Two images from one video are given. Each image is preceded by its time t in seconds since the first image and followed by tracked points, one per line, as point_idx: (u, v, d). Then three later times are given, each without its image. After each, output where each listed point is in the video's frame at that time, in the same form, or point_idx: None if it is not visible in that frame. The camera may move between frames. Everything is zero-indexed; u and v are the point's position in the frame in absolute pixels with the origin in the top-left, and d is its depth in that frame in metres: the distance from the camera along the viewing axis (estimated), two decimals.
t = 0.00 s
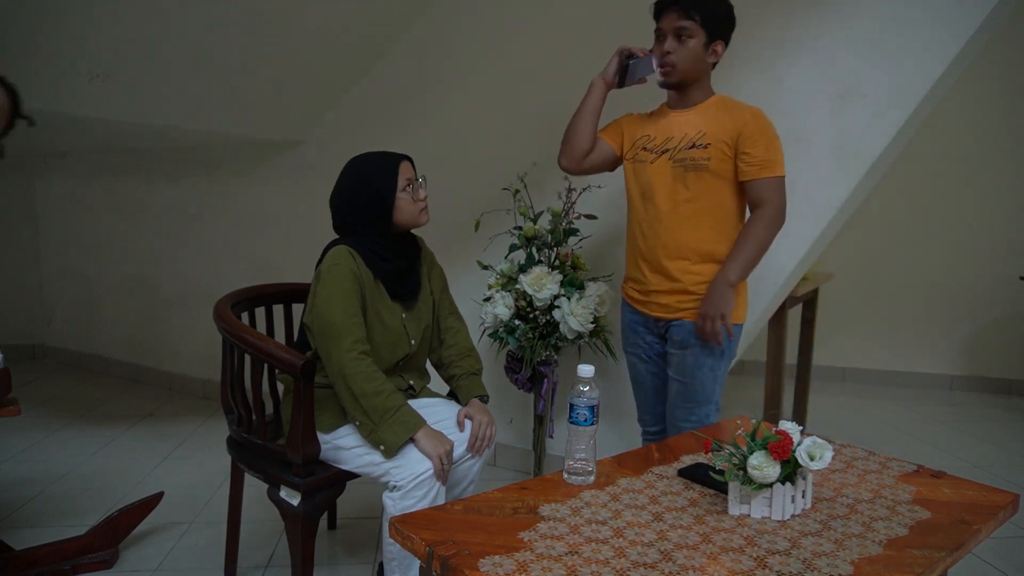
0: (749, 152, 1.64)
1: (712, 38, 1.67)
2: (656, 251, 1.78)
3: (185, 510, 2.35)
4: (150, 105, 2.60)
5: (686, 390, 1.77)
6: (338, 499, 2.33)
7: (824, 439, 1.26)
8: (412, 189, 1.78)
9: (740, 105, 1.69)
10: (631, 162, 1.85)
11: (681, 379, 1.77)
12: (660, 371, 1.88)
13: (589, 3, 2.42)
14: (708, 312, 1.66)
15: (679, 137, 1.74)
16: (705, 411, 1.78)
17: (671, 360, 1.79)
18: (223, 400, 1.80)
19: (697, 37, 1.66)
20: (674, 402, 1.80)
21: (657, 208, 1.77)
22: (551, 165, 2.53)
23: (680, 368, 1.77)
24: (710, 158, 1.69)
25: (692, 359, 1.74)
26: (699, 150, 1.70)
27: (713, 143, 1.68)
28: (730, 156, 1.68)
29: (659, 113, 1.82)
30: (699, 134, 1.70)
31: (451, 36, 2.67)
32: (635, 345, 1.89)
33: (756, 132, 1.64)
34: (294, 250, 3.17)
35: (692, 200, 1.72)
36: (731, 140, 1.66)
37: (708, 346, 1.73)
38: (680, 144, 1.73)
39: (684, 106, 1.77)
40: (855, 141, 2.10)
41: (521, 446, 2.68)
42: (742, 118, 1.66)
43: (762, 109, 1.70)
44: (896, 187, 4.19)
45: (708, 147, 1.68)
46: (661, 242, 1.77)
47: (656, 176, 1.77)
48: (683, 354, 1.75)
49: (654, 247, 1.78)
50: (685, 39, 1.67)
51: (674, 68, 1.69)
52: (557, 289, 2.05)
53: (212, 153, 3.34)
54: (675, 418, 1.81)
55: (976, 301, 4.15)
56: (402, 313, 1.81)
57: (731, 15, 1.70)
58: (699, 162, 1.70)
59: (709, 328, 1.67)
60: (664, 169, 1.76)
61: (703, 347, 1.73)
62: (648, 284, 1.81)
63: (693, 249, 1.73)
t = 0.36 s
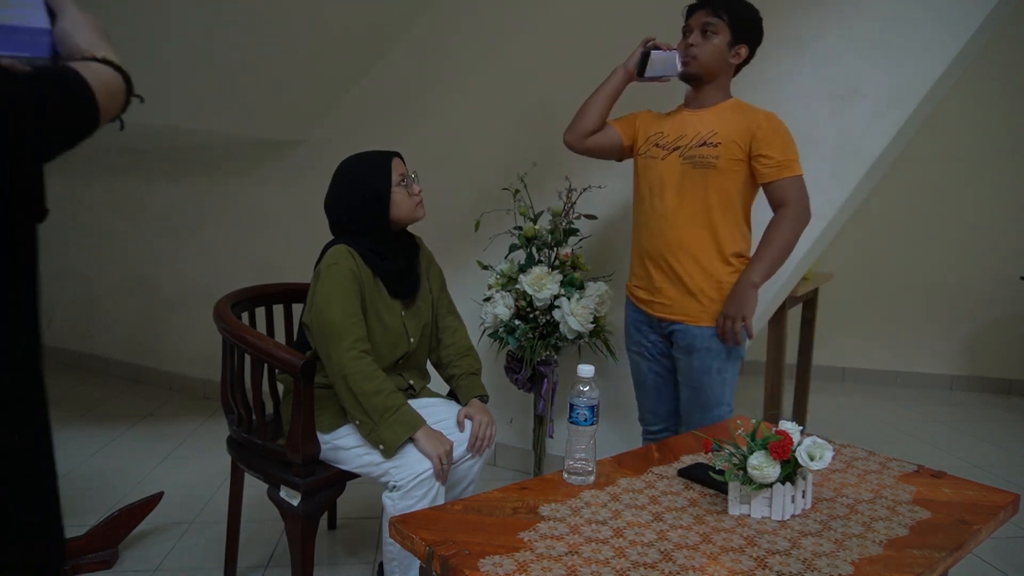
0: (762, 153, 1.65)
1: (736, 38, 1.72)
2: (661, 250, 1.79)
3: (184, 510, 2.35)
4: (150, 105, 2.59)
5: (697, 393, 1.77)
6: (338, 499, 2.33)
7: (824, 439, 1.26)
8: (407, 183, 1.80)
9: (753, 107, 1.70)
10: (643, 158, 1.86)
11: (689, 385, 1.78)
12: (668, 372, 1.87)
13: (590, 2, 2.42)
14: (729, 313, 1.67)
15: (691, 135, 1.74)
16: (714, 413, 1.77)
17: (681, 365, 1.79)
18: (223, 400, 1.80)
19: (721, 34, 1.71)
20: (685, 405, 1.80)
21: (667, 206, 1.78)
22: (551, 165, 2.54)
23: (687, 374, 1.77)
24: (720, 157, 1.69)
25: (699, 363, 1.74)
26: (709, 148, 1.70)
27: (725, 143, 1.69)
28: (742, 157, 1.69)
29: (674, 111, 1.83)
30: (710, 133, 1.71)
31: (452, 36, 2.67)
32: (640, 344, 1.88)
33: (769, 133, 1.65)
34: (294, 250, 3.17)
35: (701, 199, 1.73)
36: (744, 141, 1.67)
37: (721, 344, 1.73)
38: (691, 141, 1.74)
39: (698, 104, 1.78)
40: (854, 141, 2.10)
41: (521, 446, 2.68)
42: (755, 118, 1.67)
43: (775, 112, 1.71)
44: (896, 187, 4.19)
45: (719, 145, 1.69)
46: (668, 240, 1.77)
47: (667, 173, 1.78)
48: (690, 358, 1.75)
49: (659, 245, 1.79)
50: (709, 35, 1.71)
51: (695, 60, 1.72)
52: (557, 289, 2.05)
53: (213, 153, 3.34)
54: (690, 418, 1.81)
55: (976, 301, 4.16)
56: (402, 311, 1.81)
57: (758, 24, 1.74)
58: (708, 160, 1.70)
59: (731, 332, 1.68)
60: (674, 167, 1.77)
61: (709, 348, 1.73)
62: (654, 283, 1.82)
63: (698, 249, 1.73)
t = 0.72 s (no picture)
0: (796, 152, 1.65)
1: (763, 37, 1.70)
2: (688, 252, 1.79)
3: (184, 511, 2.35)
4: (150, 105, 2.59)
5: (726, 393, 1.79)
6: (339, 499, 2.33)
7: (824, 439, 1.26)
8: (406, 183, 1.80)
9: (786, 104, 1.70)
10: (672, 159, 1.87)
11: (717, 384, 1.80)
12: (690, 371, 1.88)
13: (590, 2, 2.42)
14: (765, 307, 1.70)
15: (720, 136, 1.75)
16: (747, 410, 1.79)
17: (707, 368, 1.81)
18: (223, 400, 1.80)
19: (747, 35, 1.70)
20: (716, 403, 1.83)
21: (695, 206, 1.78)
22: (551, 165, 2.54)
23: (715, 373, 1.79)
24: (749, 157, 1.69)
25: (727, 367, 1.76)
26: (737, 149, 1.71)
27: (754, 142, 1.69)
28: (773, 155, 1.69)
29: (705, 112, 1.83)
30: (739, 133, 1.71)
31: (452, 36, 2.67)
32: (660, 343, 1.89)
33: (801, 131, 1.65)
34: (294, 250, 3.17)
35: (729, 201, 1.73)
36: (775, 140, 1.67)
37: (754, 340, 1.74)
38: (719, 142, 1.74)
39: (729, 104, 1.78)
40: (855, 141, 2.09)
41: (521, 446, 2.68)
42: (787, 116, 1.66)
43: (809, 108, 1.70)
44: (896, 187, 4.19)
45: (748, 146, 1.69)
46: (696, 240, 1.77)
47: (696, 174, 1.79)
48: (717, 364, 1.77)
49: (686, 247, 1.79)
50: (735, 36, 1.71)
51: (722, 64, 1.73)
52: (557, 289, 2.05)
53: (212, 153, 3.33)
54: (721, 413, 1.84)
55: (976, 301, 4.16)
56: (401, 311, 1.82)
57: (788, 19, 1.72)
58: (737, 160, 1.70)
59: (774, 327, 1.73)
60: (703, 167, 1.77)
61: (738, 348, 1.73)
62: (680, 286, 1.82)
63: (726, 250, 1.73)
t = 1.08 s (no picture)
0: (803, 157, 1.63)
1: (775, 35, 1.70)
2: (700, 253, 1.81)
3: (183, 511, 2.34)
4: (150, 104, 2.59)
5: (737, 391, 1.80)
6: (339, 499, 2.33)
7: (824, 439, 1.26)
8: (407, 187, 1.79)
9: (799, 106, 1.68)
10: (690, 162, 1.89)
11: (729, 383, 1.81)
12: (704, 369, 1.89)
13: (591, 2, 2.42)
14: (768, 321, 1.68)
15: (734, 140, 1.76)
16: (756, 411, 1.78)
17: (720, 366, 1.82)
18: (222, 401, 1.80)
19: (759, 35, 1.70)
20: (728, 403, 1.84)
21: (709, 209, 1.80)
22: (551, 165, 2.54)
23: (727, 372, 1.80)
24: (761, 161, 1.70)
25: (738, 365, 1.76)
26: (750, 153, 1.72)
27: (766, 146, 1.69)
28: (784, 160, 1.68)
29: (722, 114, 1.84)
30: (752, 137, 1.72)
31: (452, 36, 2.67)
32: (675, 341, 1.90)
33: (810, 136, 1.63)
34: (294, 250, 3.16)
35: (741, 204, 1.74)
36: (786, 144, 1.67)
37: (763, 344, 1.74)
38: (733, 146, 1.75)
39: (745, 106, 1.78)
40: (854, 142, 2.09)
41: (521, 446, 2.68)
42: (798, 119, 1.65)
43: (824, 111, 1.67)
44: (897, 187, 4.18)
45: (760, 150, 1.70)
46: (709, 243, 1.79)
47: (710, 178, 1.81)
48: (729, 362, 1.78)
49: (699, 249, 1.82)
50: (747, 37, 1.71)
51: (735, 65, 1.73)
52: (557, 289, 2.05)
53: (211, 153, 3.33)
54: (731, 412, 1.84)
55: (976, 300, 4.16)
56: (399, 311, 1.81)
57: (801, 15, 1.72)
58: (749, 164, 1.72)
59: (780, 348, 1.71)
60: (718, 171, 1.79)
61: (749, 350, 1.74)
62: (693, 287, 1.84)
63: (736, 254, 1.74)
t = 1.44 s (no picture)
0: (803, 159, 1.64)
1: (772, 37, 1.71)
2: (707, 257, 1.82)
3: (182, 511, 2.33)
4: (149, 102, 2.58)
5: (745, 390, 1.80)
6: (338, 499, 2.33)
7: (824, 439, 1.27)
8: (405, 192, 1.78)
9: (801, 108, 1.69)
10: (697, 166, 1.89)
11: (736, 383, 1.81)
12: (713, 369, 1.89)
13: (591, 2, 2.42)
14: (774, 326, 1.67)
15: (738, 143, 1.76)
16: (764, 411, 1.79)
17: (728, 365, 1.82)
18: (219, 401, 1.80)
19: (757, 37, 1.70)
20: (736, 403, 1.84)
21: (714, 213, 1.80)
22: (551, 165, 2.54)
23: (734, 372, 1.80)
24: (764, 164, 1.70)
25: (746, 364, 1.76)
26: (753, 156, 1.72)
27: (769, 149, 1.69)
28: (786, 161, 1.69)
29: (726, 117, 1.84)
30: (755, 140, 1.72)
31: (452, 36, 2.66)
32: (684, 341, 1.91)
33: (810, 138, 1.63)
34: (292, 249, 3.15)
35: (745, 206, 1.74)
36: (787, 146, 1.67)
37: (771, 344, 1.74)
38: (737, 150, 1.76)
39: (747, 109, 1.78)
40: (855, 142, 2.09)
41: (521, 446, 2.68)
42: (798, 121, 1.66)
43: (826, 111, 1.68)
44: (897, 187, 4.18)
45: (763, 153, 1.70)
46: (714, 246, 1.79)
47: (715, 182, 1.81)
48: (737, 360, 1.78)
49: (706, 252, 1.82)
50: (744, 40, 1.72)
51: (734, 69, 1.73)
52: (557, 289, 2.05)
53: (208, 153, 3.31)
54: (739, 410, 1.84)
55: (976, 300, 4.16)
56: (393, 312, 1.79)
57: (797, 13, 1.72)
58: (752, 168, 1.72)
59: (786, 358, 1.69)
60: (723, 175, 1.79)
61: (756, 352, 1.74)
62: (702, 290, 1.84)
63: (742, 256, 1.74)
